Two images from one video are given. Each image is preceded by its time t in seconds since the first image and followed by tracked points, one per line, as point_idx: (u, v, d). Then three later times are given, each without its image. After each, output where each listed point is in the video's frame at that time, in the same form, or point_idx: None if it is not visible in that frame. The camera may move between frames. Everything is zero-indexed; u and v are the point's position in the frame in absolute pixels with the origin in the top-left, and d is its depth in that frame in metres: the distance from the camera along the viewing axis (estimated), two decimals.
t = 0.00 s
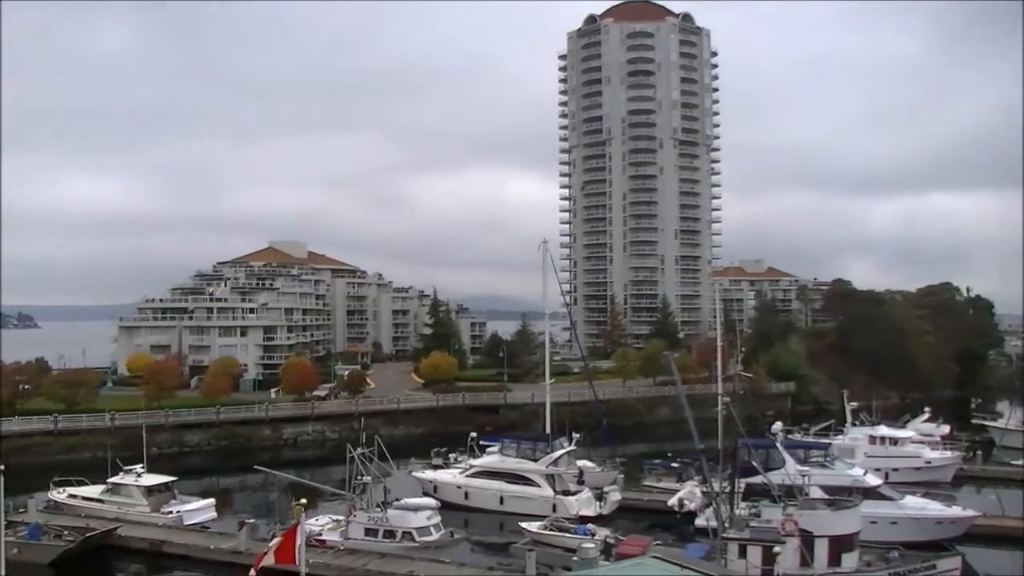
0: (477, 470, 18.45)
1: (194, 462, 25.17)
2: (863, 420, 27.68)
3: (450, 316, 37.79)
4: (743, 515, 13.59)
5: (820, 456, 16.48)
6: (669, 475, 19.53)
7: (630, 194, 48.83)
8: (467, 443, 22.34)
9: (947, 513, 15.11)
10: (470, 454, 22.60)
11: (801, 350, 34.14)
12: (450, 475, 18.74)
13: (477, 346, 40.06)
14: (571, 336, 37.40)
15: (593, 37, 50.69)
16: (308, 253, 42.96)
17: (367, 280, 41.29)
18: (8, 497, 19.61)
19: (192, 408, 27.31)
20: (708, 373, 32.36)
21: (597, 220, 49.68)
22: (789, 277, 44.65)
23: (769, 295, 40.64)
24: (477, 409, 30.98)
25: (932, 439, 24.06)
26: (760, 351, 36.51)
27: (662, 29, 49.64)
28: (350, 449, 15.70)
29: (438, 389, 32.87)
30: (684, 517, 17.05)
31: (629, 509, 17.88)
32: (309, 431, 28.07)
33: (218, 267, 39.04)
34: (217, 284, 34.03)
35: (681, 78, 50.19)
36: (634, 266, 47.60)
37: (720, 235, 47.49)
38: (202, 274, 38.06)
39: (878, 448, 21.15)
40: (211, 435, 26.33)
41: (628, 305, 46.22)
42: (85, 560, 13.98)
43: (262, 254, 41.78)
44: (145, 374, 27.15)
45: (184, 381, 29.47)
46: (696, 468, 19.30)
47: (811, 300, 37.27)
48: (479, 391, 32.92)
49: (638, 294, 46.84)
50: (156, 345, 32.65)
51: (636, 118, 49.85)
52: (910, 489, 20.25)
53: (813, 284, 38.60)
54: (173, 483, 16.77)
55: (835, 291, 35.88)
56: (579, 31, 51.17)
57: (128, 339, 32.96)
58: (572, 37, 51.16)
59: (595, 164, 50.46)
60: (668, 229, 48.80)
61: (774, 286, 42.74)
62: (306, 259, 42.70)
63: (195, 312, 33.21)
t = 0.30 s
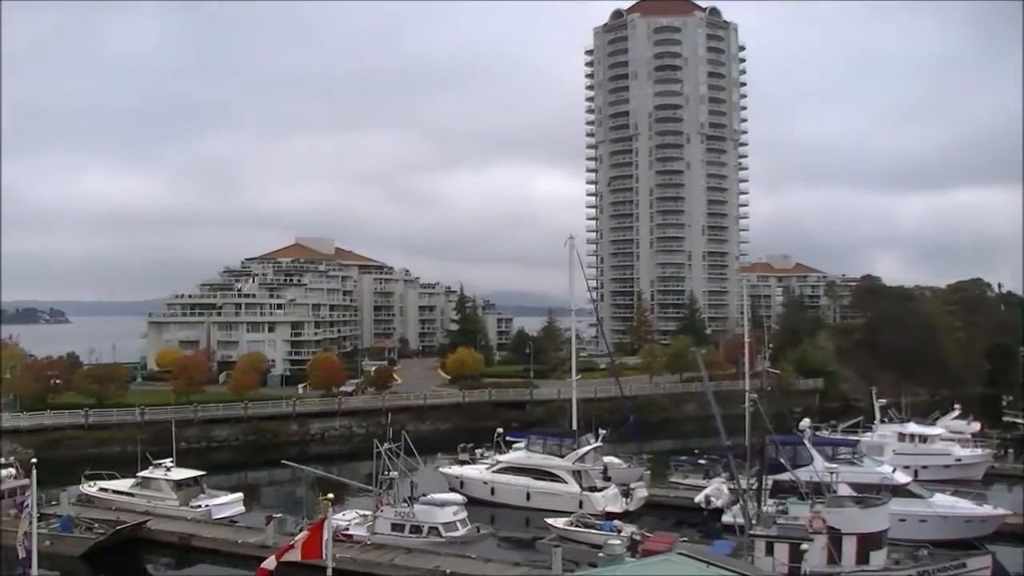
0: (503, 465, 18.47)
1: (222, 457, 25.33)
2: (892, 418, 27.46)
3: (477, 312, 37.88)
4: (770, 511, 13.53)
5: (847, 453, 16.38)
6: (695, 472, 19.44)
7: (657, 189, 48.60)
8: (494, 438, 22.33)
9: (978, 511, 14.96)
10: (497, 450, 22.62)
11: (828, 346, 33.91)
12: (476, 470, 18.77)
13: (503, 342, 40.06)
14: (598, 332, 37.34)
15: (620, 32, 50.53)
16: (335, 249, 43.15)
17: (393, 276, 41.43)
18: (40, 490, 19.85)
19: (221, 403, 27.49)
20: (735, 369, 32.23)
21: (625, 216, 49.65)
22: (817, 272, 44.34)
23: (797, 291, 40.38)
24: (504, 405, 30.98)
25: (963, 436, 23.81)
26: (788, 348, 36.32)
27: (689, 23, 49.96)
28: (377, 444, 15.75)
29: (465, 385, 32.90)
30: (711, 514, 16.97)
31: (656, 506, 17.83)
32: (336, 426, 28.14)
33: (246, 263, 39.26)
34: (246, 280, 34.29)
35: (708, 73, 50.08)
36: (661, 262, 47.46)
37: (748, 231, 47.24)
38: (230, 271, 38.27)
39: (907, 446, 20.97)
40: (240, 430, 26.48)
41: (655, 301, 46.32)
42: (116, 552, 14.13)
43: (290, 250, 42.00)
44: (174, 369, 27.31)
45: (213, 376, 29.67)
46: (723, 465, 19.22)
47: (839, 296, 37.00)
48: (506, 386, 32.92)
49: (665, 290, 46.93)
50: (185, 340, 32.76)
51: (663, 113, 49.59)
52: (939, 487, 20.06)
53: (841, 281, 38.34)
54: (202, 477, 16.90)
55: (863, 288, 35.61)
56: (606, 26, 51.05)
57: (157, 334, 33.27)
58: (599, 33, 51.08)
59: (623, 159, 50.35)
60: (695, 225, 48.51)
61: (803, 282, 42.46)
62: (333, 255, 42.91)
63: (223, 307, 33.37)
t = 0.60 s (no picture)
0: (531, 462, 18.47)
1: (252, 453, 25.51)
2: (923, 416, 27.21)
3: (504, 309, 37.91)
4: (799, 510, 13.45)
5: (878, 451, 16.26)
6: (724, 469, 19.35)
7: (685, 186, 48.48)
8: (522, 435, 22.35)
9: (1011, 512, 14.69)
10: (524, 447, 22.65)
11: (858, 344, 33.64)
12: (504, 467, 18.79)
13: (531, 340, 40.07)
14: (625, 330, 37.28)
15: (646, 28, 50.32)
16: (363, 247, 43.33)
17: (421, 273, 41.57)
18: (73, 484, 20.07)
19: (251, 399, 27.68)
20: (764, 367, 32.06)
21: (652, 213, 49.51)
22: (847, 269, 43.99)
23: (826, 289, 40.11)
24: (531, 402, 30.99)
25: (995, 435, 23.56)
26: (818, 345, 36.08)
27: (717, 19, 49.39)
28: (405, 441, 15.78)
29: (493, 382, 32.95)
30: (740, 512, 16.92)
31: (685, 503, 17.78)
32: (364, 423, 28.23)
33: (275, 261, 39.49)
34: (274, 277, 34.50)
35: (736, 69, 49.74)
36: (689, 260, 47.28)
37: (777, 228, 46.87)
38: (259, 268, 38.47)
39: (939, 445, 20.77)
40: (269, 426, 26.68)
41: (683, 299, 46.12)
42: (148, 547, 14.26)
43: (318, 248, 42.20)
44: (204, 365, 27.47)
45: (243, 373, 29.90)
46: (752, 463, 19.13)
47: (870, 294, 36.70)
48: (534, 384, 32.91)
49: (694, 287, 46.73)
50: (215, 338, 33.02)
51: (690, 110, 49.43)
52: (972, 486, 19.86)
53: (871, 277, 38.02)
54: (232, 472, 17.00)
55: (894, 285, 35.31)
56: (632, 23, 50.83)
57: (187, 332, 33.59)
58: (625, 30, 50.89)
59: (650, 156, 50.23)
60: (723, 222, 48.28)
61: (832, 279, 42.14)
62: (361, 253, 43.14)
63: (252, 305, 33.54)
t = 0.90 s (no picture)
0: (560, 461, 18.46)
1: (282, 450, 25.67)
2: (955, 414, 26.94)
3: (532, 306, 37.91)
4: (829, 510, 13.39)
5: (909, 450, 16.17)
6: (753, 468, 19.27)
7: (712, 183, 48.86)
8: (550, 434, 22.34)
9: None
10: (552, 445, 22.65)
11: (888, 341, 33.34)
12: (532, 466, 18.80)
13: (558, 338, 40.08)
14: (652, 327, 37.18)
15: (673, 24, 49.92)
16: (391, 245, 43.47)
17: (449, 270, 41.71)
18: (105, 482, 20.30)
19: (280, 397, 27.89)
20: (793, 365, 31.88)
21: (680, 209, 49.75)
22: (877, 266, 43.61)
23: (856, 286, 39.79)
24: (559, 400, 30.98)
25: None
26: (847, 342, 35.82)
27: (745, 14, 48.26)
28: (433, 440, 15.81)
29: (520, 380, 32.98)
30: (770, 511, 16.85)
31: (713, 502, 17.73)
32: (393, 420, 28.38)
33: (303, 259, 39.72)
34: (303, 275, 34.75)
35: (764, 64, 48.50)
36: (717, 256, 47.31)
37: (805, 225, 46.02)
38: (287, 267, 38.70)
39: (971, 443, 20.56)
40: (299, 424, 26.88)
41: (711, 296, 46.10)
42: (179, 543, 14.38)
43: (347, 246, 42.39)
44: (233, 364, 27.56)
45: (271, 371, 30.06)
46: (782, 461, 19.04)
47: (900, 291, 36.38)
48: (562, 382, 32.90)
49: (722, 284, 46.65)
50: (245, 335, 32.41)
51: (717, 105, 49.47)
52: (1005, 486, 19.65)
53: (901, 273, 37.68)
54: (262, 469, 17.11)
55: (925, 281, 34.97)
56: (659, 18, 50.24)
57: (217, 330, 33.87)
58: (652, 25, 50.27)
59: (677, 153, 50.62)
60: (752, 218, 48.17)
61: (862, 276, 41.81)
62: (389, 251, 43.30)
63: (280, 303, 33.33)
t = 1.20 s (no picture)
0: (588, 456, 18.45)
1: (311, 445, 25.80)
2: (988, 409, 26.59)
3: (560, 302, 37.83)
4: (859, 505, 13.28)
5: (941, 447, 16.06)
6: (782, 464, 19.13)
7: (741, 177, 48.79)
8: (578, 429, 22.29)
9: None
10: (580, 440, 22.62)
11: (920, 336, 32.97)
12: (560, 461, 18.80)
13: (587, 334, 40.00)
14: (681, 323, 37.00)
15: (702, 17, 49.72)
16: (420, 242, 43.54)
17: (478, 266, 41.77)
18: (137, 476, 20.50)
19: (309, 392, 27.95)
20: (823, 360, 31.61)
21: (709, 204, 49.76)
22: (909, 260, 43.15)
23: (887, 280, 39.40)
24: (587, 395, 30.92)
25: None
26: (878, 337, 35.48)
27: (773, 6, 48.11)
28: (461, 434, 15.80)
29: (549, 376, 32.93)
30: (799, 507, 16.73)
31: (742, 498, 17.63)
32: (421, 416, 28.48)
33: (332, 255, 39.89)
34: (332, 271, 35.05)
35: (793, 56, 48.19)
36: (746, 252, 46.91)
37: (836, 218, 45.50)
38: (316, 263, 38.88)
39: (1005, 439, 20.29)
40: (328, 419, 26.98)
41: (740, 291, 45.44)
42: (209, 537, 14.48)
43: (376, 243, 42.54)
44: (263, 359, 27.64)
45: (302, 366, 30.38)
46: (811, 457, 18.90)
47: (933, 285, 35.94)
48: (590, 377, 32.81)
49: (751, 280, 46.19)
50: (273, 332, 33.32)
51: (747, 99, 49.30)
52: None
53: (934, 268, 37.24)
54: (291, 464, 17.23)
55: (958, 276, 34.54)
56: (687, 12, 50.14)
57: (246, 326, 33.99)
58: (680, 19, 49.98)
59: (707, 147, 50.55)
60: (781, 213, 47.84)
61: (893, 270, 41.39)
62: (417, 247, 43.40)
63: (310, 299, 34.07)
